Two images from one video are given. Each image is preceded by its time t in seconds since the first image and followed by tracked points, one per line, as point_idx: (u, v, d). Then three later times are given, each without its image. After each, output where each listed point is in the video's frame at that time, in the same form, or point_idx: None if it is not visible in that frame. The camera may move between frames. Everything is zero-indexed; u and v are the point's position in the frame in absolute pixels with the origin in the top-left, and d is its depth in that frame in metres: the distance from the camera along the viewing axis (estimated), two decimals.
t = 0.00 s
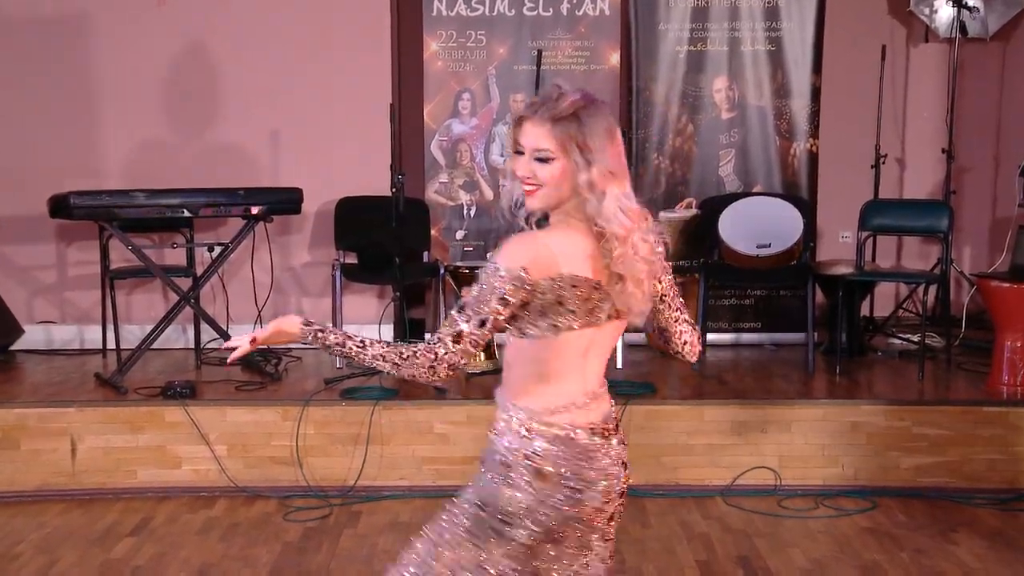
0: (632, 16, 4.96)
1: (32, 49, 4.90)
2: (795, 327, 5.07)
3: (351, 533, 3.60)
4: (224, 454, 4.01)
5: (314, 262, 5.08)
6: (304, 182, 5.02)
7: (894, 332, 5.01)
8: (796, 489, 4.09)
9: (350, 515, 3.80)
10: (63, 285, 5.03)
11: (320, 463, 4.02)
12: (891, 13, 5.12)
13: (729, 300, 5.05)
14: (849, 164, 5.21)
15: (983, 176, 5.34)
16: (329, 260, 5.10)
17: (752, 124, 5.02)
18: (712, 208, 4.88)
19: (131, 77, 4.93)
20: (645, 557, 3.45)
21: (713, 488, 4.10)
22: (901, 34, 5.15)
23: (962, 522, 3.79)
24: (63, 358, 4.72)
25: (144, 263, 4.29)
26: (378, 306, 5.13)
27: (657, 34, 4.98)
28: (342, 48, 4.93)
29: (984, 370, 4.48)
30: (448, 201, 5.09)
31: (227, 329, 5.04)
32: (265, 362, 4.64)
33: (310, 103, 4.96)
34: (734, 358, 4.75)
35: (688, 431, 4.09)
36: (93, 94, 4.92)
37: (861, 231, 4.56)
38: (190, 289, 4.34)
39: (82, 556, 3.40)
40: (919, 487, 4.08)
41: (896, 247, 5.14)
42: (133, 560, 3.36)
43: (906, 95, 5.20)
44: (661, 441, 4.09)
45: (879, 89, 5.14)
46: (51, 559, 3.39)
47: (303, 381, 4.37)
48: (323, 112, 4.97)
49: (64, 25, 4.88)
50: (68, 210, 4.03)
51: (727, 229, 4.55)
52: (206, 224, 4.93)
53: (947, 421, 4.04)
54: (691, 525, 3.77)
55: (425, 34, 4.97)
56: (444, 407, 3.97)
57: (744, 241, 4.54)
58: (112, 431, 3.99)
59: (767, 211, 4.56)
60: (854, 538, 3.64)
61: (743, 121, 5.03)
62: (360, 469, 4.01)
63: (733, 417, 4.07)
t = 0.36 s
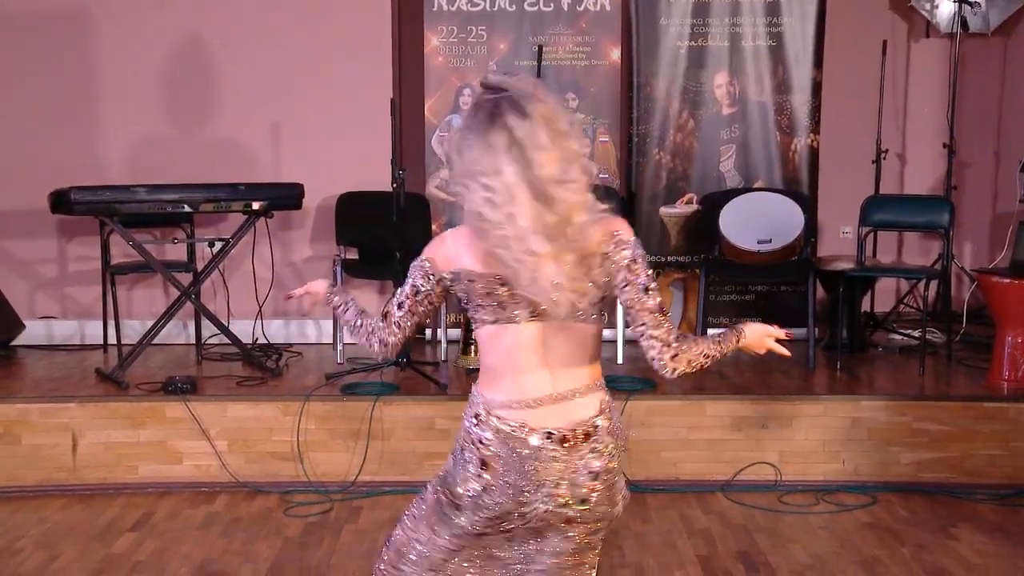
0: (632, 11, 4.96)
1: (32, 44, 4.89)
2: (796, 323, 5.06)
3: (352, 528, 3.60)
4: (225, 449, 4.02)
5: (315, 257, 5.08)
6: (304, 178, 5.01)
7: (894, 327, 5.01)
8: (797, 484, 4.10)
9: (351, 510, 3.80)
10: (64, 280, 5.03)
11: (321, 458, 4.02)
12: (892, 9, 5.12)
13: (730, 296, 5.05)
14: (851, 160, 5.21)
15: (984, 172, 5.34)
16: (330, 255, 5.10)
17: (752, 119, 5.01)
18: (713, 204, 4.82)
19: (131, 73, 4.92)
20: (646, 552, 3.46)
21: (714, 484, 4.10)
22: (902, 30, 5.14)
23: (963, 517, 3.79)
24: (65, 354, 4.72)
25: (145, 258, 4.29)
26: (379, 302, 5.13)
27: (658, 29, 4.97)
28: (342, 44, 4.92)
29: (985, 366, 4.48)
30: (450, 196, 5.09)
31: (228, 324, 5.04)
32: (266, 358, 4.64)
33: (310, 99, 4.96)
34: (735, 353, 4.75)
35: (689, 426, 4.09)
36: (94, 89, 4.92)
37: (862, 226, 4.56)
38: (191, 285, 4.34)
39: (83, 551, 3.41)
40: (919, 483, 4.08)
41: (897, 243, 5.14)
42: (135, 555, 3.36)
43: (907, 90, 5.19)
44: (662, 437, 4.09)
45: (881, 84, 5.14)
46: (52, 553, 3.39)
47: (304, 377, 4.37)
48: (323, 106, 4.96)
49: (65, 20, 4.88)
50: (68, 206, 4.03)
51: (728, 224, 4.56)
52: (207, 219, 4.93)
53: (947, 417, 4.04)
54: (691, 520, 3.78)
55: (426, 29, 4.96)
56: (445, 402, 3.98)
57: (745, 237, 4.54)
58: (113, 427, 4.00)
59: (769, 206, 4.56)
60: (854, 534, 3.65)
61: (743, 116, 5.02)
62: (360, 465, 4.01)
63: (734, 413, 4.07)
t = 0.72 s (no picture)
0: (632, 9, 4.95)
1: (32, 42, 4.89)
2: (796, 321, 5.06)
3: (353, 526, 3.60)
4: (226, 447, 4.02)
5: (316, 255, 5.08)
6: (304, 175, 5.01)
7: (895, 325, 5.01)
8: (798, 482, 4.10)
9: (351, 508, 3.80)
10: (65, 278, 5.03)
11: (322, 456, 4.02)
12: (892, 7, 5.12)
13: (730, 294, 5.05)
14: (851, 158, 5.21)
15: (984, 170, 5.34)
16: (331, 253, 5.10)
17: (753, 117, 5.01)
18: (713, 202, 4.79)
19: (131, 72, 4.92)
20: (647, 550, 3.46)
21: (715, 481, 4.10)
22: (902, 28, 5.14)
23: (964, 515, 3.79)
24: (65, 352, 4.72)
25: (146, 256, 4.29)
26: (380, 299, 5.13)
27: (658, 27, 4.96)
28: (342, 42, 4.92)
29: (986, 364, 4.48)
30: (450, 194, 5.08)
31: (229, 322, 5.04)
32: (266, 355, 4.63)
33: (310, 96, 4.96)
34: (735, 351, 4.75)
35: (689, 424, 4.09)
36: (94, 87, 4.92)
37: (862, 224, 4.55)
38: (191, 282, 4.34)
39: (83, 549, 3.41)
40: (919, 481, 4.08)
41: (897, 241, 5.14)
42: (135, 553, 3.36)
43: (908, 88, 5.19)
44: (663, 434, 4.09)
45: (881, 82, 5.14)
46: (53, 551, 3.39)
47: (304, 374, 4.37)
48: (323, 104, 4.96)
49: (65, 19, 4.88)
50: (69, 204, 4.03)
51: (728, 221, 4.56)
52: (207, 217, 4.93)
53: (947, 415, 4.04)
54: (692, 518, 3.78)
55: (427, 27, 4.96)
56: (445, 400, 3.98)
57: (745, 235, 4.53)
58: (113, 424, 4.00)
59: (769, 204, 4.56)
60: (854, 531, 3.64)
61: (743, 114, 5.02)
62: (361, 463, 4.01)
63: (734, 411, 4.07)
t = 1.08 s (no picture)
0: (632, 8, 4.93)
1: (32, 42, 4.89)
2: (796, 321, 5.06)
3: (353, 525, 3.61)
4: (226, 446, 4.02)
5: (316, 255, 5.08)
6: (304, 175, 5.01)
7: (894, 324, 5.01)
8: (797, 481, 4.10)
9: (351, 507, 3.80)
10: (65, 278, 5.03)
11: (321, 456, 4.02)
12: (893, 6, 5.12)
13: (730, 293, 5.05)
14: (851, 157, 5.21)
15: (984, 169, 5.34)
16: (331, 253, 5.10)
17: (753, 116, 5.00)
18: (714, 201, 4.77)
19: (131, 71, 4.92)
20: (647, 549, 3.46)
21: (715, 481, 4.11)
22: (902, 27, 5.14)
23: (964, 514, 3.79)
24: (65, 352, 4.72)
25: (146, 256, 4.29)
26: (380, 299, 5.13)
27: (658, 26, 4.94)
28: (342, 42, 4.92)
29: (986, 363, 4.48)
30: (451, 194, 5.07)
31: (229, 321, 5.04)
32: (266, 355, 4.63)
33: (310, 95, 4.95)
34: (735, 350, 4.75)
35: (689, 424, 4.10)
36: (94, 87, 4.92)
37: (862, 224, 4.55)
38: (192, 281, 4.34)
39: (83, 548, 3.41)
40: (919, 480, 4.08)
41: (897, 240, 5.14)
42: (134, 553, 3.36)
43: (907, 88, 5.19)
44: (663, 434, 4.10)
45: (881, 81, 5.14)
46: (53, 551, 3.40)
47: (304, 374, 4.37)
48: (323, 105, 4.96)
49: (64, 18, 4.88)
50: (68, 203, 4.03)
51: (728, 221, 4.57)
52: (207, 216, 4.93)
53: (947, 414, 4.05)
54: (692, 517, 3.78)
55: (427, 27, 4.95)
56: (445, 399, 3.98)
57: (743, 235, 4.55)
58: (114, 424, 4.00)
59: (769, 203, 4.56)
60: (854, 531, 3.65)
61: (744, 113, 5.01)
62: (361, 462, 4.01)
63: (733, 410, 4.09)
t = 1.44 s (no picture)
0: (632, 11, 4.93)
1: (32, 45, 4.89)
2: (795, 324, 5.05)
3: (353, 529, 3.60)
4: (226, 450, 4.02)
5: (316, 258, 5.08)
6: (304, 178, 5.01)
7: (894, 328, 5.01)
8: (798, 485, 4.10)
9: (351, 511, 3.80)
10: (65, 281, 5.03)
11: (321, 459, 4.02)
12: (892, 10, 5.12)
13: (730, 296, 5.04)
14: (851, 160, 5.21)
15: (983, 173, 5.34)
16: (331, 256, 5.10)
17: (753, 120, 4.99)
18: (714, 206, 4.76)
19: (131, 75, 4.92)
20: (648, 553, 3.46)
21: (715, 485, 4.11)
22: (902, 31, 5.14)
23: (964, 518, 3.80)
24: (65, 355, 4.72)
25: (146, 259, 4.29)
26: (379, 302, 5.13)
27: (658, 29, 4.94)
28: (342, 46, 4.92)
29: (986, 366, 4.48)
30: (451, 197, 5.07)
31: (229, 325, 5.03)
32: (266, 359, 4.63)
33: (310, 98, 4.96)
34: (735, 354, 4.74)
35: (689, 427, 4.10)
36: (94, 90, 4.92)
37: (862, 227, 4.54)
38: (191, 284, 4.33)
39: (82, 553, 3.41)
40: (919, 484, 4.09)
41: (897, 243, 5.14)
42: (134, 557, 3.36)
43: (907, 92, 5.20)
44: (663, 438, 4.10)
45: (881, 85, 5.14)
46: (53, 555, 3.40)
47: (304, 378, 4.37)
48: (323, 108, 4.96)
49: (64, 22, 4.88)
50: (68, 207, 4.03)
51: (728, 225, 4.54)
52: (207, 220, 4.93)
53: (947, 418, 4.05)
54: (693, 521, 3.79)
55: (427, 30, 4.95)
56: (445, 403, 3.98)
57: (743, 239, 4.52)
58: (114, 428, 4.00)
59: (768, 206, 4.57)
60: (855, 534, 3.65)
61: (744, 117, 5.00)
62: (361, 466, 4.01)
63: (734, 414, 4.09)
